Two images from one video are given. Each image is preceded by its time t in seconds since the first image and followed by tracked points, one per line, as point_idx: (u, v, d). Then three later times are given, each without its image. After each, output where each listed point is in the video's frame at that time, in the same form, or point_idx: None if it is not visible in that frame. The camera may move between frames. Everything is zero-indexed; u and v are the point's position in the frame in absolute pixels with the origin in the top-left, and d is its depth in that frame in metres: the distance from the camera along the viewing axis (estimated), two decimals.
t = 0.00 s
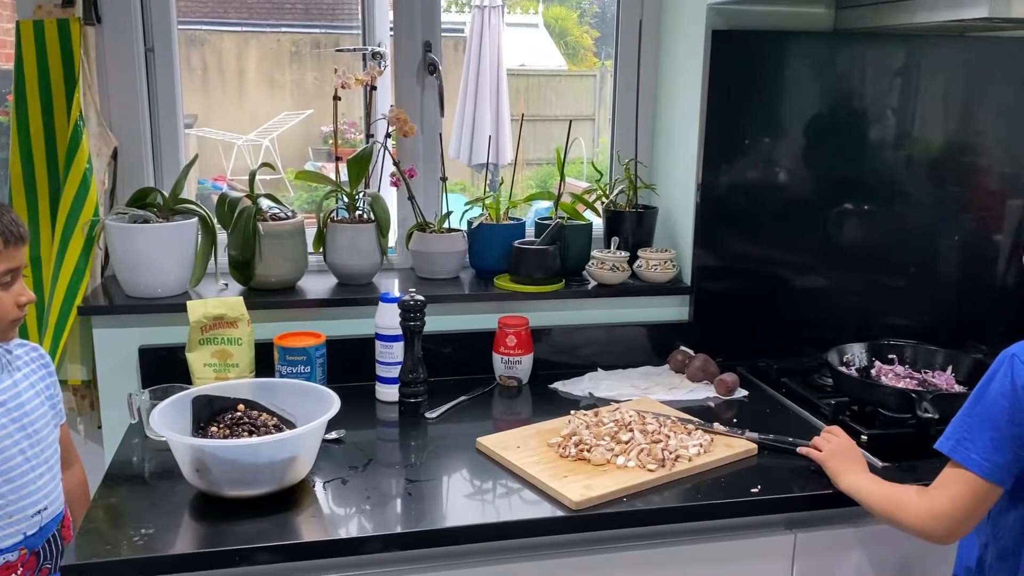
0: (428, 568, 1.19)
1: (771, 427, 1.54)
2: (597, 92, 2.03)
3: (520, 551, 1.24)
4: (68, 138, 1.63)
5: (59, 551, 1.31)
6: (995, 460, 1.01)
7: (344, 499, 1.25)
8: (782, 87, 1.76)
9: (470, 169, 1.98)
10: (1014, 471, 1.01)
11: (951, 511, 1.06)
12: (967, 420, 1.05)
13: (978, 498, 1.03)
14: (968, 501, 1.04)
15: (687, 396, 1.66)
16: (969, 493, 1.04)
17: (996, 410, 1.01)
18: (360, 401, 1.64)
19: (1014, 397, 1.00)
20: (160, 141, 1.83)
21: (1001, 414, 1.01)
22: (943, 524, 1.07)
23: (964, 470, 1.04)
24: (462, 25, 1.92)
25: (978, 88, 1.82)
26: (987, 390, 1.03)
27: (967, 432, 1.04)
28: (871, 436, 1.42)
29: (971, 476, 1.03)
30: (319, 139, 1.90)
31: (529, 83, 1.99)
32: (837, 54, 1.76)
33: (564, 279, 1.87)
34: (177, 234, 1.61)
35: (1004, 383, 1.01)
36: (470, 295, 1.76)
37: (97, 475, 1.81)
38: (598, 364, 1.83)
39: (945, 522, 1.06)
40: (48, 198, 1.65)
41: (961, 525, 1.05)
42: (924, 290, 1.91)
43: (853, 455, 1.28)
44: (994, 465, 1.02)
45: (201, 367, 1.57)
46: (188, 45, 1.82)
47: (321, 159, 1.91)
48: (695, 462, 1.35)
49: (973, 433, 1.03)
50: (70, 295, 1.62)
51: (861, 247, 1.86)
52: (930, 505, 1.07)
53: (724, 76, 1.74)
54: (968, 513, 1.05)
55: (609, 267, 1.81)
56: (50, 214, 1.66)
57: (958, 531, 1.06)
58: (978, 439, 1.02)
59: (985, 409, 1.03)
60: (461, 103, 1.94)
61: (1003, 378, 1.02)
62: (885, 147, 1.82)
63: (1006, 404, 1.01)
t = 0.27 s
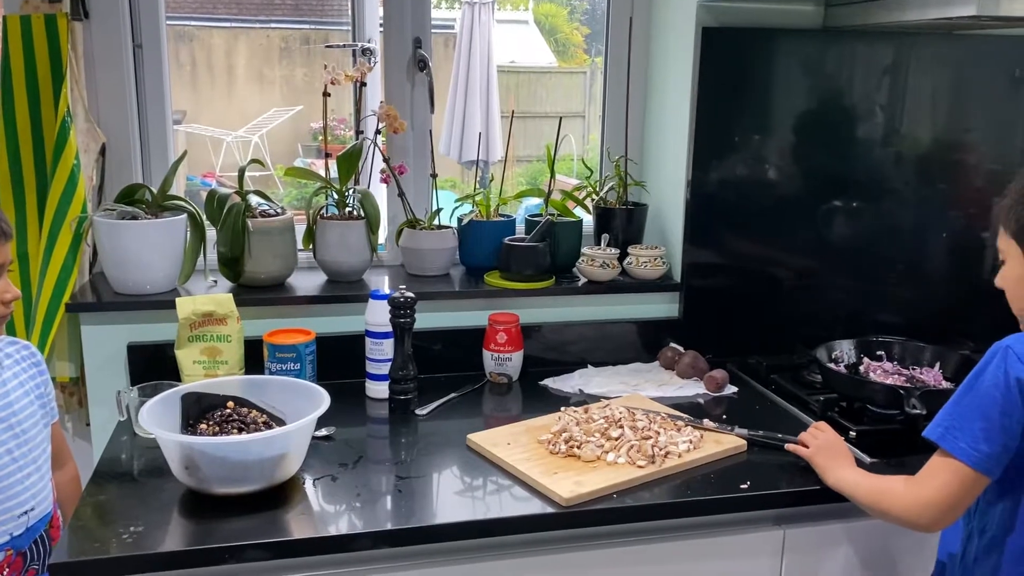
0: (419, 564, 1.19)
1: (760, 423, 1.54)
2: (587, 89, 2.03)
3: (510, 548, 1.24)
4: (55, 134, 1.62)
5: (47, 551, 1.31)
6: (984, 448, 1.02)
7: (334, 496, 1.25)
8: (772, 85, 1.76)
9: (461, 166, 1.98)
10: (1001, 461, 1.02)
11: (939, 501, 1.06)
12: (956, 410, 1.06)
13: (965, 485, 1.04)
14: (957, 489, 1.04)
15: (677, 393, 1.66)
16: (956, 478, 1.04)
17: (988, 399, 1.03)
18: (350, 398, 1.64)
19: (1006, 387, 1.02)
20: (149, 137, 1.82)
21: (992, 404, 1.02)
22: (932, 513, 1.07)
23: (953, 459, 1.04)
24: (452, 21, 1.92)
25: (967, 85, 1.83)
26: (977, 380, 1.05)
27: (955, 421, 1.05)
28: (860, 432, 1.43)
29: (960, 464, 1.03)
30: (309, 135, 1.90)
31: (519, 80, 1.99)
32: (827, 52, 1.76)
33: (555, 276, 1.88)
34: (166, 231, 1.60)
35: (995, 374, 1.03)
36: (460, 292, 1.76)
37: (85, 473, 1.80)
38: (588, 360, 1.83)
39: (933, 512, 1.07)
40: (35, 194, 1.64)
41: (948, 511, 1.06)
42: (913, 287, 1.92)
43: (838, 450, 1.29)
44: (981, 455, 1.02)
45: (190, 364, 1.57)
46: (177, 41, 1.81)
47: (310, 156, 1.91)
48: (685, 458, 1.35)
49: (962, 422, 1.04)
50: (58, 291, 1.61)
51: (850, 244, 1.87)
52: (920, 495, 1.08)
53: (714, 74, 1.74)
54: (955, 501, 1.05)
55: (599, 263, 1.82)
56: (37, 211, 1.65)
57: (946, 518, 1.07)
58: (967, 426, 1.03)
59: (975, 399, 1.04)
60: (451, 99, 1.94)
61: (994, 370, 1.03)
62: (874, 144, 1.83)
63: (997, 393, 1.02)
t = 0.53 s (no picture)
0: (414, 563, 1.19)
1: (755, 421, 1.54)
2: (582, 88, 2.03)
3: (506, 546, 1.24)
4: (49, 131, 1.61)
5: (43, 550, 1.30)
6: (974, 458, 1.01)
7: (329, 495, 1.24)
8: (767, 83, 1.77)
9: (456, 164, 1.98)
10: (992, 470, 1.01)
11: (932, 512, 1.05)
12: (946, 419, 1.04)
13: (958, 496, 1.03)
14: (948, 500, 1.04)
15: (673, 391, 1.67)
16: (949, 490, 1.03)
17: (975, 407, 1.01)
18: (346, 396, 1.63)
19: (993, 394, 1.00)
20: (144, 135, 1.82)
21: (980, 412, 1.01)
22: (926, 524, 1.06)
23: (943, 469, 1.03)
24: (448, 20, 1.92)
25: (962, 84, 1.84)
26: (965, 388, 1.03)
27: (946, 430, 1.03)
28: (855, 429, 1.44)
29: (950, 473, 1.03)
30: (304, 133, 1.89)
31: (514, 79, 1.99)
32: (822, 51, 1.77)
33: (550, 275, 1.88)
34: (161, 229, 1.60)
35: (983, 381, 1.02)
36: (456, 290, 1.76)
37: (81, 471, 1.80)
38: (584, 359, 1.83)
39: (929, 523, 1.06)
40: (29, 192, 1.64)
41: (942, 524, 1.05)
42: (908, 285, 1.92)
43: (822, 446, 1.27)
44: (973, 465, 1.01)
45: (185, 362, 1.56)
46: (172, 39, 1.81)
47: (305, 154, 1.91)
48: (680, 456, 1.36)
49: (952, 431, 1.03)
50: (52, 290, 1.61)
51: (845, 243, 1.88)
52: (911, 504, 1.07)
53: (710, 72, 1.74)
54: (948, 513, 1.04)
55: (594, 262, 1.81)
56: (32, 209, 1.64)
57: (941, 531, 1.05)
58: (956, 436, 1.02)
59: (963, 407, 1.02)
60: (446, 98, 1.94)
61: (981, 377, 1.02)
62: (868, 143, 1.83)
63: (985, 401, 1.01)
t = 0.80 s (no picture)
0: (412, 562, 1.19)
1: (753, 420, 1.55)
2: (581, 86, 2.03)
3: (504, 545, 1.24)
4: (46, 130, 1.61)
5: (41, 549, 1.30)
6: (958, 472, 0.94)
7: (327, 494, 1.25)
8: (765, 83, 1.77)
9: (454, 163, 1.98)
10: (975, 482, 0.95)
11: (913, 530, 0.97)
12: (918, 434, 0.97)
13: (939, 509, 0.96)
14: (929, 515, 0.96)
15: (671, 390, 1.67)
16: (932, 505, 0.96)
17: (953, 418, 0.94)
18: (344, 395, 1.63)
19: (970, 404, 0.94)
20: (142, 134, 1.82)
21: (958, 423, 0.94)
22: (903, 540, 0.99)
23: (922, 483, 0.96)
24: (446, 19, 1.91)
25: (960, 83, 1.84)
26: (935, 400, 0.96)
27: (925, 447, 0.95)
28: (853, 428, 1.45)
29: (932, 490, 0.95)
30: (302, 132, 1.89)
31: (513, 78, 1.99)
32: (820, 50, 1.77)
33: (549, 274, 1.88)
34: (159, 228, 1.60)
35: (955, 389, 0.95)
36: (454, 289, 1.76)
37: (79, 470, 1.80)
38: (582, 358, 1.83)
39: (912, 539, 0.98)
40: (27, 191, 1.63)
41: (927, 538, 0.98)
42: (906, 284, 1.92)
43: (765, 445, 1.17)
44: (958, 477, 0.94)
45: (183, 361, 1.56)
46: (170, 38, 1.80)
47: (303, 154, 1.91)
48: (678, 456, 1.36)
49: (932, 447, 0.95)
50: (50, 289, 1.61)
51: (843, 242, 1.88)
52: (888, 522, 0.99)
53: (708, 72, 1.74)
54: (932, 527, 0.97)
55: (593, 261, 1.82)
56: (29, 208, 1.64)
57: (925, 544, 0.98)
58: (938, 450, 0.94)
59: (939, 419, 0.95)
60: (445, 97, 1.94)
61: (950, 386, 0.95)
62: (866, 142, 1.83)
63: (961, 412, 0.94)
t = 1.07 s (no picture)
0: (411, 562, 1.19)
1: (752, 420, 1.55)
2: (580, 86, 2.03)
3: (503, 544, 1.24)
4: (45, 130, 1.61)
5: (39, 549, 1.30)
6: (843, 481, 0.90)
7: (326, 494, 1.25)
8: (764, 82, 1.77)
9: (453, 163, 1.98)
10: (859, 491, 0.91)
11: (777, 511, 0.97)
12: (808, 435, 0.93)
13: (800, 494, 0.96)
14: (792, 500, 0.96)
15: (670, 390, 1.67)
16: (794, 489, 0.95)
17: (844, 424, 0.90)
18: (343, 395, 1.63)
19: (866, 413, 0.89)
20: (140, 133, 1.82)
21: (848, 430, 0.90)
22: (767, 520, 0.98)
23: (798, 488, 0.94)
24: (445, 18, 1.92)
25: (959, 83, 1.84)
26: (832, 404, 0.92)
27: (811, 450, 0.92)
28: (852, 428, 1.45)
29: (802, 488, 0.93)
30: (301, 132, 1.89)
31: (511, 77, 1.99)
32: (819, 50, 1.77)
33: (547, 274, 1.88)
34: (158, 228, 1.59)
35: (852, 395, 0.90)
36: (453, 289, 1.76)
37: (77, 470, 1.80)
38: (581, 357, 1.83)
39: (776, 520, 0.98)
40: (25, 191, 1.63)
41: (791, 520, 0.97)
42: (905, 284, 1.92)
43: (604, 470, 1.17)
44: (835, 490, 0.91)
45: (182, 361, 1.56)
46: (168, 38, 1.80)
47: (302, 153, 1.91)
48: (677, 455, 1.36)
49: (818, 451, 0.92)
50: (49, 289, 1.61)
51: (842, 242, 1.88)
52: (746, 504, 0.99)
53: (707, 71, 1.74)
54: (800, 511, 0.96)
55: (592, 261, 1.82)
56: (28, 207, 1.64)
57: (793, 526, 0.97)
58: (819, 457, 0.92)
59: (829, 425, 0.92)
60: (443, 96, 1.94)
61: (852, 392, 0.91)
62: (865, 142, 1.83)
63: (856, 420, 0.90)
